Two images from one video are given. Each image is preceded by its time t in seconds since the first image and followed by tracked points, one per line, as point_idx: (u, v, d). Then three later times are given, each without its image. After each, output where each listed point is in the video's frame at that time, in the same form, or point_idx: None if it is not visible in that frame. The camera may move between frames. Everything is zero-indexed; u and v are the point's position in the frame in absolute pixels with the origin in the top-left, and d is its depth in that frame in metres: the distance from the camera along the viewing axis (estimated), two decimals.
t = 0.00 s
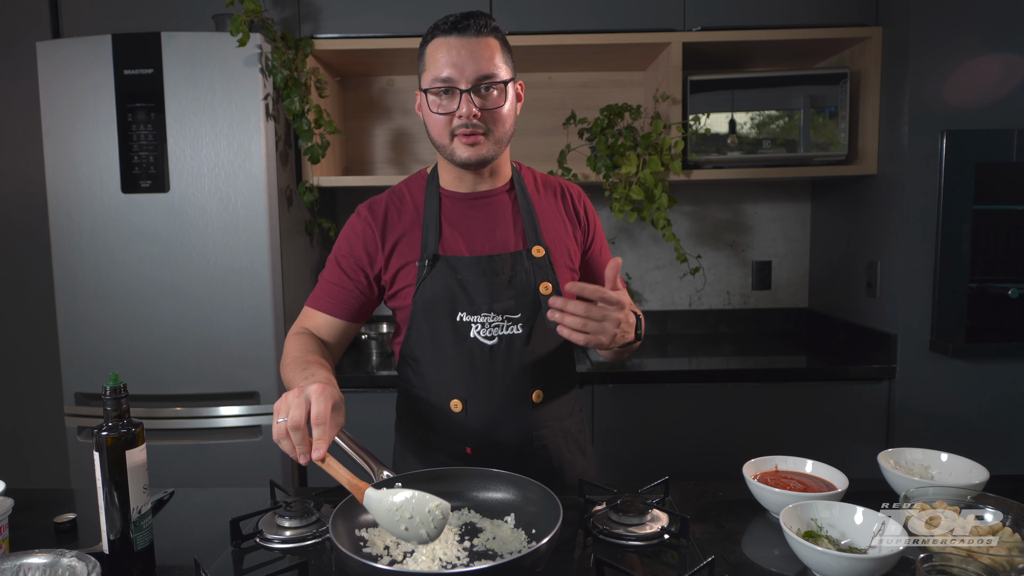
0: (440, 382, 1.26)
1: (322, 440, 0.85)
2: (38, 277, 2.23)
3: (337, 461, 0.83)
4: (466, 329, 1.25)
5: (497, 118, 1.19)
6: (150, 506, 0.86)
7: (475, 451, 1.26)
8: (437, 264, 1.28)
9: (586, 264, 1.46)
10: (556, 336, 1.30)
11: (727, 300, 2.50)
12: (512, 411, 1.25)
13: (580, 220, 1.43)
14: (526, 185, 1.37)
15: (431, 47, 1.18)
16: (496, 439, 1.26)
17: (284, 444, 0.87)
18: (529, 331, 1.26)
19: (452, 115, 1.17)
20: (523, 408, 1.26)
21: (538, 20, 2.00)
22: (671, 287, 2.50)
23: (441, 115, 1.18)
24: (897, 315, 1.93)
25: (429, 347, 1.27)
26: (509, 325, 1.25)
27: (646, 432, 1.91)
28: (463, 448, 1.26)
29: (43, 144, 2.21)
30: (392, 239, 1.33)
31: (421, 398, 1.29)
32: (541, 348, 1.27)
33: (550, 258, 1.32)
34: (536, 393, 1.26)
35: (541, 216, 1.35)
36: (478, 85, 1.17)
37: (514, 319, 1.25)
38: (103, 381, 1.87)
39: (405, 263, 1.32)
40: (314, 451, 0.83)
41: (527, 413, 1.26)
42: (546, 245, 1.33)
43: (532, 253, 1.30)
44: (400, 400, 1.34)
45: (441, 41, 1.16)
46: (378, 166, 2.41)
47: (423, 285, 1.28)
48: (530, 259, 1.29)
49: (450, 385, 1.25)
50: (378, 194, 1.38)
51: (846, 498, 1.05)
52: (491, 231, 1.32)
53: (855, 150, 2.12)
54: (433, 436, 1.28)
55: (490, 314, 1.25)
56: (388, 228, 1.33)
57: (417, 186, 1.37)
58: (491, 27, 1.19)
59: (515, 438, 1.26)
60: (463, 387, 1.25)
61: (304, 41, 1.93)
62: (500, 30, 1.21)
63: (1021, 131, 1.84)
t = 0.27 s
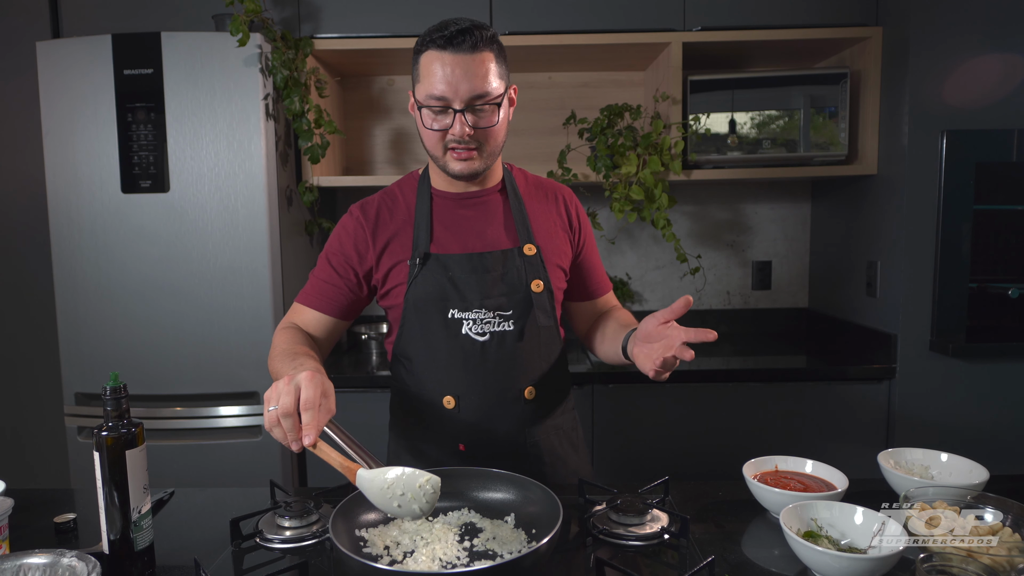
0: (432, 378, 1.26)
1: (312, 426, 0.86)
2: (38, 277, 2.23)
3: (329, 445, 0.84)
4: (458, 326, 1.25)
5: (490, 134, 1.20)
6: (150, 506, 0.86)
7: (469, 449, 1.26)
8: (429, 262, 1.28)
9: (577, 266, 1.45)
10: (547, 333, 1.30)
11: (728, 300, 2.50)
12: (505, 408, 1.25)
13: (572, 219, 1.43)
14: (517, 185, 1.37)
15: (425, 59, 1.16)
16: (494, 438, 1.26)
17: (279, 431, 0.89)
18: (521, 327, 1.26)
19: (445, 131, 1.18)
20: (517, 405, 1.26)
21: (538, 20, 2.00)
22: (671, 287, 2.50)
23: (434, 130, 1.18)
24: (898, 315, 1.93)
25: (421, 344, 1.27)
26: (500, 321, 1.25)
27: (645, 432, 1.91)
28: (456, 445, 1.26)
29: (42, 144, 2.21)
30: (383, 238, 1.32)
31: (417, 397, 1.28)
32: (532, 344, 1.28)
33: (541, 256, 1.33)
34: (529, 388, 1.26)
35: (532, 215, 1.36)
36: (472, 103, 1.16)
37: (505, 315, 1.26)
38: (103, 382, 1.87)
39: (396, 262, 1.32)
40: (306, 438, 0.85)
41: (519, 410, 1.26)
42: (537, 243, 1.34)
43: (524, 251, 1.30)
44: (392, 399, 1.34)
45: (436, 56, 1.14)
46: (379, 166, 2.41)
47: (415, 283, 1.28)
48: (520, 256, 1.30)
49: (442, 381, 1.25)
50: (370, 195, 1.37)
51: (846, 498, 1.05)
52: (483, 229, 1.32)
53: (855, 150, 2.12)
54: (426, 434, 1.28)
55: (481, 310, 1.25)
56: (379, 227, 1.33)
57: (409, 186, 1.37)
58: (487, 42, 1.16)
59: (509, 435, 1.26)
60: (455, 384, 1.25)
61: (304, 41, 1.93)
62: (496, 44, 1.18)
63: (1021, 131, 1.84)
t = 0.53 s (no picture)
0: (428, 377, 1.26)
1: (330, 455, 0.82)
2: (38, 278, 2.23)
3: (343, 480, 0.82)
4: (454, 325, 1.25)
5: (482, 137, 1.20)
6: (150, 506, 0.86)
7: (463, 446, 1.26)
8: (424, 262, 1.28)
9: (569, 267, 1.46)
10: (542, 332, 1.31)
11: (727, 300, 2.50)
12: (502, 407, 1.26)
13: (565, 219, 1.43)
14: (510, 185, 1.38)
15: (419, 60, 1.15)
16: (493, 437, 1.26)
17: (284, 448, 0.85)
18: (516, 326, 1.27)
19: (438, 133, 1.18)
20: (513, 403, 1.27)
21: (538, 20, 2.00)
22: (671, 287, 2.50)
23: (426, 132, 1.18)
24: (898, 315, 1.93)
25: (416, 344, 1.26)
26: (496, 320, 1.25)
27: (645, 432, 1.91)
28: (451, 444, 1.26)
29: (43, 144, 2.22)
30: (378, 239, 1.32)
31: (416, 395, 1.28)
32: (527, 343, 1.28)
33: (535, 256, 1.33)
34: (523, 387, 1.27)
35: (525, 216, 1.36)
36: (464, 106, 1.16)
37: (501, 315, 1.26)
38: (103, 382, 1.87)
39: (391, 262, 1.32)
40: (320, 465, 0.81)
41: (514, 408, 1.27)
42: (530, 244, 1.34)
43: (519, 251, 1.30)
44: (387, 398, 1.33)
45: (430, 59, 1.14)
46: (379, 166, 2.41)
47: (410, 284, 1.27)
48: (515, 256, 1.30)
49: (437, 380, 1.25)
50: (365, 195, 1.36)
51: (846, 498, 1.05)
52: (477, 229, 1.32)
53: (855, 150, 2.12)
54: (421, 433, 1.28)
55: (477, 309, 1.25)
56: (375, 227, 1.32)
57: (403, 186, 1.37)
58: (481, 45, 1.16)
59: (504, 434, 1.27)
60: (451, 382, 1.25)
61: (305, 41, 1.93)
62: (489, 47, 1.18)
63: (1021, 131, 1.84)
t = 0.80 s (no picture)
0: (431, 378, 1.25)
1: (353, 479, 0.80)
2: (38, 278, 2.23)
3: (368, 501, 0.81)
4: (456, 324, 1.25)
5: (486, 136, 1.20)
6: (150, 506, 0.86)
7: (467, 446, 1.27)
8: (425, 264, 1.28)
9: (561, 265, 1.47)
10: (541, 329, 1.32)
11: (727, 300, 2.50)
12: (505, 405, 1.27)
13: (556, 218, 1.45)
14: (503, 185, 1.38)
15: (421, 62, 1.15)
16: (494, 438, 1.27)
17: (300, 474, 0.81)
18: (518, 324, 1.28)
19: (443, 134, 1.18)
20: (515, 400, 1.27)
21: (538, 20, 2.00)
22: (671, 287, 2.50)
23: (431, 133, 1.18)
24: (898, 315, 1.93)
25: (418, 345, 1.26)
26: (498, 318, 1.26)
27: (645, 432, 1.91)
28: (456, 443, 1.26)
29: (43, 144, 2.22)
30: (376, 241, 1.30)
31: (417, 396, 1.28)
32: (528, 339, 1.30)
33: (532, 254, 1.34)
34: (525, 383, 1.28)
35: (520, 214, 1.38)
36: (468, 106, 1.17)
37: (502, 312, 1.27)
38: (103, 382, 1.87)
39: (392, 264, 1.30)
40: (345, 491, 0.79)
41: (516, 405, 1.28)
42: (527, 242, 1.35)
43: (517, 249, 1.31)
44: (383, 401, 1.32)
45: (433, 60, 1.14)
46: (379, 166, 2.41)
47: (412, 286, 1.26)
48: (514, 255, 1.31)
49: (440, 381, 1.25)
50: (358, 197, 1.35)
51: (846, 498, 1.05)
52: (475, 228, 1.32)
53: (855, 150, 2.12)
54: (421, 433, 1.27)
55: (479, 308, 1.26)
56: (371, 228, 1.31)
57: (396, 188, 1.36)
58: (480, 45, 1.17)
59: (507, 431, 1.28)
60: (453, 382, 1.25)
61: (304, 41, 1.93)
62: (489, 47, 1.18)
63: (1021, 131, 1.84)
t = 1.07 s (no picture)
0: (434, 378, 1.25)
1: (316, 457, 0.82)
2: (37, 277, 2.23)
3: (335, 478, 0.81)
4: (457, 323, 1.25)
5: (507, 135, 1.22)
6: (150, 506, 0.86)
7: (472, 444, 1.25)
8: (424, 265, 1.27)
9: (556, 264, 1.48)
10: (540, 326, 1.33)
11: (727, 300, 2.50)
12: (507, 405, 1.26)
13: (550, 216, 1.46)
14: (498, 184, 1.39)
15: (448, 58, 1.15)
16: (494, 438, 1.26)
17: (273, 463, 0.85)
18: (518, 321, 1.28)
19: (472, 130, 1.17)
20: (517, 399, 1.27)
21: (539, 20, 2.00)
22: (671, 287, 2.50)
23: (460, 129, 1.17)
24: (898, 315, 1.93)
25: (420, 345, 1.26)
26: (498, 316, 1.27)
27: (645, 432, 1.91)
28: (460, 441, 1.25)
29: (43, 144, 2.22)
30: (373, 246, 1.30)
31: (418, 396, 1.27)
32: (529, 333, 1.30)
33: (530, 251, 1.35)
34: (528, 380, 1.29)
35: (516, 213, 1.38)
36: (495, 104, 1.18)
37: (502, 310, 1.27)
38: (103, 381, 1.87)
39: (391, 266, 1.30)
40: (309, 469, 0.81)
41: (519, 402, 1.28)
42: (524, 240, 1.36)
43: (515, 247, 1.32)
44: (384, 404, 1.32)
45: (463, 56, 1.15)
46: (379, 166, 2.41)
47: (412, 287, 1.26)
48: (513, 253, 1.31)
49: (443, 381, 1.25)
50: (352, 203, 1.36)
51: (846, 498, 1.05)
52: (473, 227, 1.32)
53: (855, 150, 2.12)
54: (425, 434, 1.26)
55: (480, 306, 1.26)
56: (367, 232, 1.30)
57: (390, 190, 1.36)
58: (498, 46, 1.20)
59: (511, 430, 1.28)
60: (456, 382, 1.24)
61: (304, 41, 1.93)
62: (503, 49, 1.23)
63: (1021, 132, 1.84)
